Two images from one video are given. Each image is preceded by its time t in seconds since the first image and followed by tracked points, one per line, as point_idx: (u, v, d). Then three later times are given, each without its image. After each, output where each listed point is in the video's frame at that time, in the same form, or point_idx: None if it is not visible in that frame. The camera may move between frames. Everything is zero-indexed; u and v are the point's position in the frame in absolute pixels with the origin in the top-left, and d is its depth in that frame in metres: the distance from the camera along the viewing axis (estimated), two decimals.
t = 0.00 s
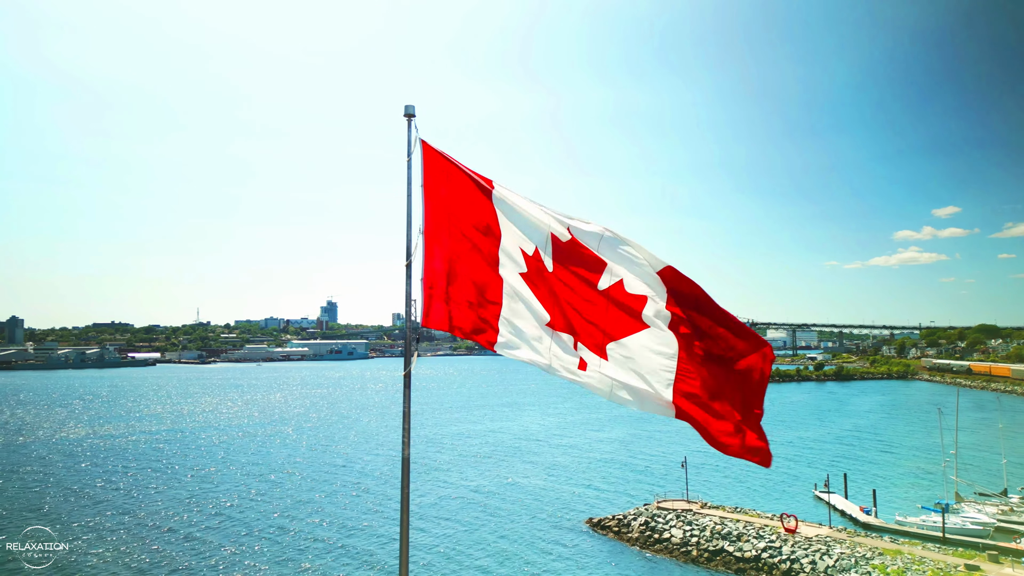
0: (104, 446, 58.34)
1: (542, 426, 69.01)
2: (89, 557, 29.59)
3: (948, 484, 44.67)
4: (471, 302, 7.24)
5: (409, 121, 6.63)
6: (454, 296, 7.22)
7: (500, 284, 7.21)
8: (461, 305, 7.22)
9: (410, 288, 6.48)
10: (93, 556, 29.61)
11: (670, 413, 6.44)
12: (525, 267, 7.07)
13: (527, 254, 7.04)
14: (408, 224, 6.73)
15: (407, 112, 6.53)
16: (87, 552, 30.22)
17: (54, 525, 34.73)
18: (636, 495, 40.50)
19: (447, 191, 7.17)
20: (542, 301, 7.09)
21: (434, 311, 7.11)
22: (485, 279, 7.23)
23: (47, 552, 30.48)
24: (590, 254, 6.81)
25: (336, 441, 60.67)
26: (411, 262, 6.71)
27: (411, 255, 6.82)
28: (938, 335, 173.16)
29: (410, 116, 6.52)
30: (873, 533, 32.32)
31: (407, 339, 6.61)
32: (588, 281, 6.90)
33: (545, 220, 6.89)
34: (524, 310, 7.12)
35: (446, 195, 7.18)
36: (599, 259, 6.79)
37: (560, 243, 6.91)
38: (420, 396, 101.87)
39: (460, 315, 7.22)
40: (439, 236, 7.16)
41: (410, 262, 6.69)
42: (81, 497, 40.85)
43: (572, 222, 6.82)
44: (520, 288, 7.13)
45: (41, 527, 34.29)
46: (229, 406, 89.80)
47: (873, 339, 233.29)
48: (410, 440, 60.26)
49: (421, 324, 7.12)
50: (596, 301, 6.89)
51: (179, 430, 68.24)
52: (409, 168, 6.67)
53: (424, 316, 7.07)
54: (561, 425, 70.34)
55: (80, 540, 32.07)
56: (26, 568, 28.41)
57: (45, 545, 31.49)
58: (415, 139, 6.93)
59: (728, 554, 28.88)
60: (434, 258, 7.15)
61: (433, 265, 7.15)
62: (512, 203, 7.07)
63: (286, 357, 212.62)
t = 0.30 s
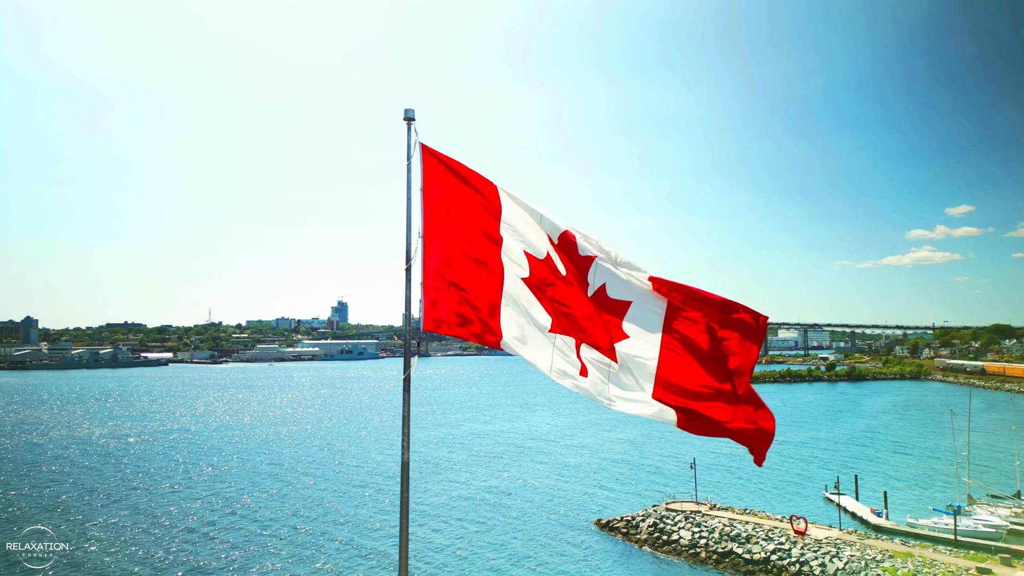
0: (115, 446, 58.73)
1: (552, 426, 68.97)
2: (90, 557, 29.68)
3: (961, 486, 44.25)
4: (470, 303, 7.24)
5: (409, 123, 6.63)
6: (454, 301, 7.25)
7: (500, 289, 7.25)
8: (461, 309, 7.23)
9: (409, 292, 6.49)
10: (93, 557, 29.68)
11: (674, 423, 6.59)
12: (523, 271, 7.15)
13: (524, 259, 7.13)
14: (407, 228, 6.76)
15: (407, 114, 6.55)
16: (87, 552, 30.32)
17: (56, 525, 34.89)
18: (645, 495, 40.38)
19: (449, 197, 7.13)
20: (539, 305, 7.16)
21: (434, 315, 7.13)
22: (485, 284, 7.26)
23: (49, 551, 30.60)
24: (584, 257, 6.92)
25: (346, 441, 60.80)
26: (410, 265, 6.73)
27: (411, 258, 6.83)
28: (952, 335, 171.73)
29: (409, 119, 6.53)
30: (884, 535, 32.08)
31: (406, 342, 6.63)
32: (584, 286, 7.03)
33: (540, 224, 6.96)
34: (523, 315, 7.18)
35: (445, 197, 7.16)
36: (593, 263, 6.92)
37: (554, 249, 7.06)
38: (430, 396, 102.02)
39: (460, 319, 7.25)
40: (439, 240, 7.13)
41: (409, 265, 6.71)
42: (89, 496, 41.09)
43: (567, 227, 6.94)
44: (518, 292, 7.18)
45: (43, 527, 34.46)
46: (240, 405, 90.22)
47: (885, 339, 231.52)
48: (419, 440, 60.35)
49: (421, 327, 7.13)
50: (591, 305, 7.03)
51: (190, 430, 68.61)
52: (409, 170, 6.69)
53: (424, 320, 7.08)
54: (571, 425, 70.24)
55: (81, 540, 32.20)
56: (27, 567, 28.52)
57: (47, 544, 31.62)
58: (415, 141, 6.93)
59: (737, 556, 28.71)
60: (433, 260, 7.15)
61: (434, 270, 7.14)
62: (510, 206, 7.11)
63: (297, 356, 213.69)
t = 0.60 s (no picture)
0: (125, 446, 59.04)
1: (560, 427, 68.89)
2: (88, 557, 29.78)
3: (971, 488, 43.92)
4: (467, 307, 7.20)
5: (406, 127, 6.65)
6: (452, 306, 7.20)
7: (500, 293, 7.27)
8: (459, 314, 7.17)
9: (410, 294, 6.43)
10: (91, 557, 29.77)
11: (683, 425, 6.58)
12: (524, 274, 7.18)
13: (524, 262, 7.17)
14: (406, 233, 6.73)
15: (405, 117, 6.59)
16: (85, 553, 30.44)
17: (55, 525, 35.08)
18: (653, 496, 40.28)
19: (445, 200, 7.15)
20: (542, 308, 7.19)
21: (433, 319, 7.05)
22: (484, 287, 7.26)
23: (48, 552, 30.76)
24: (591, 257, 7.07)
25: (354, 441, 60.92)
26: (409, 268, 6.69)
27: (410, 261, 6.78)
28: (963, 335, 170.51)
29: (407, 122, 6.56)
30: (892, 537, 31.89)
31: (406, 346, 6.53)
32: (588, 286, 7.11)
33: (545, 225, 7.09)
34: (526, 318, 7.20)
35: (443, 199, 7.18)
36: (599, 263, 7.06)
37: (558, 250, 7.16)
38: (438, 396, 102.19)
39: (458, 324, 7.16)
40: (437, 243, 7.12)
41: (408, 268, 6.67)
42: (93, 496, 41.25)
43: (572, 228, 7.08)
44: (519, 295, 7.19)
45: (42, 528, 34.64)
46: (250, 405, 90.54)
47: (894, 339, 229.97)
48: (427, 440, 60.39)
49: (419, 332, 7.03)
50: (596, 305, 7.09)
51: (199, 430, 68.90)
52: (406, 173, 6.69)
53: (423, 324, 6.98)
54: (579, 425, 70.14)
55: (79, 540, 32.34)
56: (26, 567, 28.65)
57: (45, 545, 31.79)
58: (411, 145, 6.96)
59: (745, 558, 28.59)
60: (432, 264, 7.10)
61: (432, 275, 7.09)
62: (511, 209, 7.18)
63: (306, 356, 214.51)
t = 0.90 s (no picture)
0: (135, 445, 59.42)
1: (568, 427, 68.85)
2: (89, 556, 29.92)
3: (981, 489, 43.49)
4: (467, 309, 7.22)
5: (405, 129, 6.69)
6: (453, 307, 7.21)
7: (501, 295, 7.27)
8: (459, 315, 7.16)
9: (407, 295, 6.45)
10: (92, 557, 29.88)
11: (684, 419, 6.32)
12: (524, 277, 7.17)
13: (525, 264, 7.15)
14: (405, 234, 6.78)
15: (404, 119, 6.61)
16: (85, 552, 30.58)
17: (56, 524, 35.27)
18: (661, 496, 40.15)
19: (446, 203, 7.18)
20: (545, 309, 7.20)
21: (432, 321, 7.05)
22: (485, 288, 7.27)
23: (49, 551, 30.91)
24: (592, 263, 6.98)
25: (363, 441, 61.08)
26: (407, 269, 6.75)
27: (408, 263, 6.83)
28: (976, 334, 168.66)
29: (405, 124, 6.58)
30: (901, 539, 31.64)
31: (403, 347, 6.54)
32: (590, 289, 7.03)
33: (544, 229, 7.03)
34: (527, 319, 7.18)
35: (444, 202, 7.22)
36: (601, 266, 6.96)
37: (558, 252, 7.11)
38: (447, 396, 102.33)
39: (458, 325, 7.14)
40: (438, 246, 7.17)
41: (407, 269, 6.72)
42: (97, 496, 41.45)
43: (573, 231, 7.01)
44: (520, 296, 7.21)
45: (43, 527, 34.86)
46: (260, 405, 90.93)
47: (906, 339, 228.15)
48: (435, 440, 60.47)
49: (418, 333, 7.04)
50: (598, 309, 7.02)
51: (209, 429, 69.27)
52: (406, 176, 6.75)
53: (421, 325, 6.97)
54: (587, 426, 70.05)
55: (80, 539, 32.47)
56: (27, 568, 28.80)
57: (46, 544, 31.97)
58: (411, 147, 7.02)
59: (752, 559, 28.47)
60: (432, 266, 7.12)
61: (432, 277, 7.11)
62: (511, 211, 7.15)
63: (316, 356, 215.33)
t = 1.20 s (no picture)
0: (146, 445, 59.84)
1: (578, 427, 68.78)
2: (88, 556, 30.08)
3: (994, 491, 43.05)
4: (468, 309, 7.17)
5: (404, 130, 6.65)
6: (453, 308, 7.13)
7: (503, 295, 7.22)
8: (459, 316, 7.11)
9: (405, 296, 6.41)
10: (93, 556, 30.04)
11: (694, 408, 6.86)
12: (525, 277, 7.21)
13: (527, 264, 7.20)
14: (404, 235, 6.77)
15: (401, 121, 6.56)
16: (85, 552, 30.77)
17: (55, 524, 35.51)
18: (670, 496, 40.04)
19: (445, 203, 7.13)
20: (547, 307, 7.25)
21: (433, 322, 6.97)
22: (485, 289, 7.21)
23: (49, 552, 31.12)
24: (589, 266, 7.26)
25: (372, 441, 61.23)
26: (406, 271, 6.74)
27: (407, 264, 6.81)
28: (991, 335, 166.02)
29: (403, 125, 6.54)
30: (912, 541, 31.40)
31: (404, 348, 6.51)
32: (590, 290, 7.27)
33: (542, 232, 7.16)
34: (529, 318, 7.16)
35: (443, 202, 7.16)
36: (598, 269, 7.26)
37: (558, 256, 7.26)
38: (457, 396, 102.40)
39: (460, 326, 7.08)
40: (437, 247, 7.12)
41: (407, 270, 6.71)
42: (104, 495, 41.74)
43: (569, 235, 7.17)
44: (521, 297, 7.19)
45: (42, 527, 35.09)
46: (271, 405, 91.30)
47: (918, 339, 226.06)
48: (445, 440, 60.56)
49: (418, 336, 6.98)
50: (599, 310, 7.28)
51: (220, 429, 69.65)
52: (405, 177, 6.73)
53: (420, 328, 6.88)
54: (597, 426, 69.91)
55: (79, 539, 32.68)
56: (27, 567, 29.01)
57: (47, 544, 32.20)
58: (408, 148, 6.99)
59: (761, 561, 28.34)
60: (432, 267, 7.07)
61: (431, 279, 7.05)
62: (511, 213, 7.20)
63: (326, 356, 215.94)
